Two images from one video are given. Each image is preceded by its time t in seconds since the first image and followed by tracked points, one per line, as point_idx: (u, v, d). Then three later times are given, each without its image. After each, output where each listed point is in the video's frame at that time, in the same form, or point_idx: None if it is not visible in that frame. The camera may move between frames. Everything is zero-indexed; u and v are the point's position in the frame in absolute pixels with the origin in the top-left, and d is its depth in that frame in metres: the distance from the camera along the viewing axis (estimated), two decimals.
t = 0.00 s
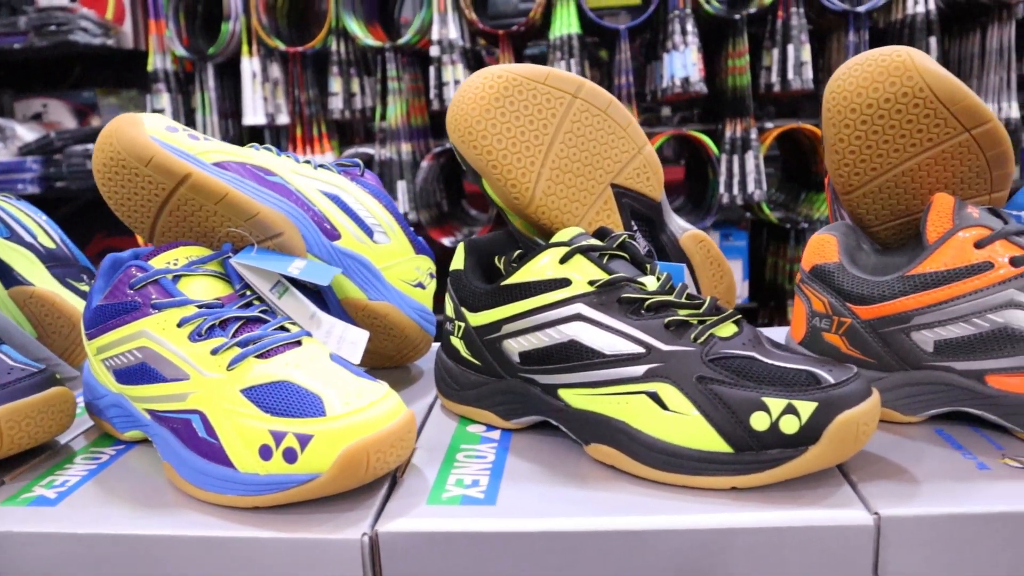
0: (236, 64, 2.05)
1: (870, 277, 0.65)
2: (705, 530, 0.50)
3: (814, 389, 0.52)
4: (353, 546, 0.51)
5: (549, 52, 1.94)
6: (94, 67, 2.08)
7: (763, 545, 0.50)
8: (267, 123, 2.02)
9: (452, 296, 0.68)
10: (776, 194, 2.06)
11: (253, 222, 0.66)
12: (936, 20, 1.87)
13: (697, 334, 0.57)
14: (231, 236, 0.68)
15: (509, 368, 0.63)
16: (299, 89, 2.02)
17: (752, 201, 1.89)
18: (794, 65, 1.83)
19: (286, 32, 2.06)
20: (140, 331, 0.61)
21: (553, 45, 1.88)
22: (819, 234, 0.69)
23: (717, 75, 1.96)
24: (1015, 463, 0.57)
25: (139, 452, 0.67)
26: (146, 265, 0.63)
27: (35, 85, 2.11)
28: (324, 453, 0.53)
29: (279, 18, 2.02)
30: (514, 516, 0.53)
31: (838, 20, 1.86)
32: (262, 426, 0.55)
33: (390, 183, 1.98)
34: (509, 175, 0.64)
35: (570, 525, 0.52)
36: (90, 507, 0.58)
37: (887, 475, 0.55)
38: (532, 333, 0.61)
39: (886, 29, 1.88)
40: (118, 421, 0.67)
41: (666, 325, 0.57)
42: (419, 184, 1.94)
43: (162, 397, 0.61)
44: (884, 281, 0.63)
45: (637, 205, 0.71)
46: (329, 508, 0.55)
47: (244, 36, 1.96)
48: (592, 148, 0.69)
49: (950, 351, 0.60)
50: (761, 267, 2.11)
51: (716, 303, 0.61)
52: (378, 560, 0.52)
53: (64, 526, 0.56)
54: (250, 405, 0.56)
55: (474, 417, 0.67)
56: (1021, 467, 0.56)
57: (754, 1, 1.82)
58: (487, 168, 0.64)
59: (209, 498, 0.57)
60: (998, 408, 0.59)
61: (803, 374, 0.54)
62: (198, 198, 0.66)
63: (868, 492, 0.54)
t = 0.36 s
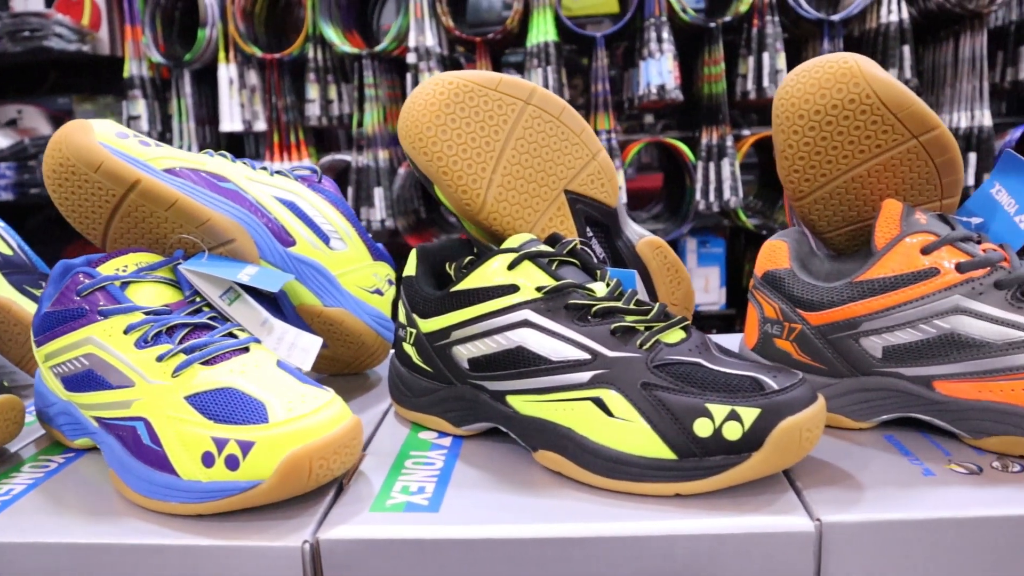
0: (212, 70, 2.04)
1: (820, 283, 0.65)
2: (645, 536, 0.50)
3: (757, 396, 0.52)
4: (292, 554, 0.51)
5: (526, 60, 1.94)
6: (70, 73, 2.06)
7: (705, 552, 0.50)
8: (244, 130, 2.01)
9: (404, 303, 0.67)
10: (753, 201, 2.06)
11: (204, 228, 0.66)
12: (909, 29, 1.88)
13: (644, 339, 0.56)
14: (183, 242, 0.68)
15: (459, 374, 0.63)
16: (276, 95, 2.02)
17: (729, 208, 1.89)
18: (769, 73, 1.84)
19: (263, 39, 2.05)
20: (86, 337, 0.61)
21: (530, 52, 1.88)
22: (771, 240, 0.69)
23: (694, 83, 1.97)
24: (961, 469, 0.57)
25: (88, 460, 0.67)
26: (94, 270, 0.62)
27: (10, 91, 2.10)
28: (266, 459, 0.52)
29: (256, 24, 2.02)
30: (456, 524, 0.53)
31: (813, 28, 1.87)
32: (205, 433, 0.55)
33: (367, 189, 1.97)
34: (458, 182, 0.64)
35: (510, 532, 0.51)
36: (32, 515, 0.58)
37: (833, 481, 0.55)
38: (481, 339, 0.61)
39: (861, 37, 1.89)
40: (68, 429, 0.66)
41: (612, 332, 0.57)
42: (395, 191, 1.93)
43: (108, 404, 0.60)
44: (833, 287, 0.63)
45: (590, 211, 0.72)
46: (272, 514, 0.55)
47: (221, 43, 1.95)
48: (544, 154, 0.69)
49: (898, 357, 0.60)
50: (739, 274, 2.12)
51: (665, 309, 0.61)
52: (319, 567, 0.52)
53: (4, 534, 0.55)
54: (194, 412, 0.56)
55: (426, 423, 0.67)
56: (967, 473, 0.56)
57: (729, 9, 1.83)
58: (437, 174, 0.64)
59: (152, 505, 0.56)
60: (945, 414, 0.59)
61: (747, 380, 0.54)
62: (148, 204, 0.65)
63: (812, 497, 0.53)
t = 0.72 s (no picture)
0: (197, 75, 2.04)
1: (774, 285, 0.65)
2: (589, 538, 0.50)
3: (703, 397, 0.52)
4: (235, 555, 0.51)
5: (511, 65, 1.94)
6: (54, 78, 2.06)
7: (648, 554, 0.50)
8: (229, 135, 2.00)
9: (361, 306, 0.67)
10: (737, 207, 2.06)
11: (160, 230, 0.66)
12: (892, 36, 1.89)
13: (592, 341, 0.56)
14: (140, 244, 0.68)
15: (413, 377, 0.63)
16: (261, 100, 2.02)
17: (712, 214, 1.89)
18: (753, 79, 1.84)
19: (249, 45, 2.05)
20: (37, 339, 0.61)
21: (515, 58, 1.88)
22: (729, 242, 0.69)
23: (678, 89, 1.97)
24: (911, 471, 0.57)
25: (42, 463, 0.66)
26: (46, 272, 0.62)
27: None
28: (211, 460, 0.52)
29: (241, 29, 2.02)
30: (402, 525, 0.52)
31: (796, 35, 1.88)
32: (151, 434, 0.55)
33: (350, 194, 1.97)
34: (413, 184, 0.64)
35: (454, 534, 0.51)
36: None
37: (782, 483, 0.55)
38: (433, 341, 0.61)
39: (844, 44, 1.90)
40: (21, 432, 0.66)
41: (561, 333, 0.57)
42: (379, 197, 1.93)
43: (58, 406, 0.60)
44: (785, 289, 0.63)
45: (550, 213, 0.72)
46: (218, 516, 0.55)
47: (205, 48, 1.95)
48: (502, 156, 0.69)
49: (850, 360, 0.60)
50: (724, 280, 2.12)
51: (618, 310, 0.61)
52: (264, 568, 0.52)
53: None
54: (142, 413, 0.56)
55: (382, 426, 0.66)
56: (916, 475, 0.56)
57: (712, 15, 1.84)
58: (392, 177, 0.64)
59: (99, 508, 0.56)
60: (898, 416, 0.60)
61: (695, 382, 0.54)
62: (104, 206, 0.65)
63: (759, 499, 0.53)
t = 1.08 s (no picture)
0: (192, 77, 2.04)
1: (741, 286, 0.65)
2: (545, 540, 0.49)
3: (663, 398, 0.52)
4: (191, 555, 0.50)
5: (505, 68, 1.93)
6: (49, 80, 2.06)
7: (605, 557, 0.49)
8: (223, 137, 2.00)
9: (329, 306, 0.67)
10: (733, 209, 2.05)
11: (127, 231, 0.66)
12: (886, 39, 1.89)
13: (554, 342, 0.56)
14: (109, 245, 0.68)
15: (379, 377, 0.63)
16: (255, 102, 2.02)
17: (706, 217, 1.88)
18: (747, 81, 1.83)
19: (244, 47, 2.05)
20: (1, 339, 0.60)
21: (509, 60, 1.88)
22: (698, 243, 0.69)
23: (673, 91, 1.96)
24: (876, 474, 0.56)
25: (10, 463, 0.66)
26: (12, 273, 0.62)
27: None
28: (169, 461, 0.52)
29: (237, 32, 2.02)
30: (360, 527, 0.52)
31: (790, 37, 1.87)
32: (111, 434, 0.54)
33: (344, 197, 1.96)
34: (381, 185, 0.64)
35: (411, 535, 0.51)
36: None
37: (743, 486, 0.55)
38: (398, 342, 0.60)
39: (839, 46, 1.89)
40: None
41: (524, 334, 0.57)
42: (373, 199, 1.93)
43: (21, 406, 0.60)
44: (753, 291, 0.63)
45: (521, 214, 0.73)
46: (178, 517, 0.55)
47: (199, 50, 1.96)
48: (471, 157, 0.70)
49: (817, 361, 0.60)
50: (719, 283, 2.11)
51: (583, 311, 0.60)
52: (220, 569, 0.51)
53: None
54: (103, 413, 0.56)
55: (350, 427, 0.66)
56: (880, 478, 0.56)
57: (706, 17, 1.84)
58: (359, 177, 0.64)
59: (60, 508, 0.56)
60: (865, 418, 0.59)
61: (656, 383, 0.53)
62: (71, 207, 0.65)
63: (720, 501, 0.53)
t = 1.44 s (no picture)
0: (187, 77, 2.05)
1: (712, 285, 0.65)
2: (507, 539, 0.50)
3: (627, 398, 0.52)
4: (155, 553, 0.51)
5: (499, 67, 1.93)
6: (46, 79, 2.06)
7: (566, 557, 0.49)
8: (219, 136, 2.01)
9: (303, 305, 0.67)
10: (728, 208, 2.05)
11: (102, 230, 0.66)
12: (881, 37, 1.88)
13: (521, 342, 0.56)
14: (84, 245, 0.68)
15: (349, 377, 0.63)
16: (250, 102, 2.02)
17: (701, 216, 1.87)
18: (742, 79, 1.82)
19: (241, 47, 2.05)
20: None
21: (503, 60, 1.88)
22: (671, 242, 0.68)
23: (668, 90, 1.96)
24: (843, 474, 0.56)
25: None
26: None
27: None
28: (136, 460, 0.52)
29: (232, 32, 2.02)
30: (325, 526, 0.52)
31: (785, 36, 1.87)
32: (78, 433, 0.55)
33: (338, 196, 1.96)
34: (352, 185, 0.65)
35: (375, 535, 0.51)
36: None
37: (709, 486, 0.55)
38: (368, 341, 0.61)
39: (835, 45, 1.88)
40: None
41: (490, 333, 0.57)
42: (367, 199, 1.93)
43: None
44: (723, 290, 0.63)
45: (495, 213, 0.74)
46: (145, 514, 0.55)
47: (195, 50, 1.96)
48: (444, 156, 0.70)
49: (786, 361, 0.60)
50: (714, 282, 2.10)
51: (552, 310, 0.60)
52: (184, 567, 0.52)
53: None
54: (70, 413, 0.56)
55: (322, 426, 0.67)
56: (848, 478, 0.56)
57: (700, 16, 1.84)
58: (331, 177, 0.65)
59: (28, 506, 0.56)
60: (834, 418, 0.59)
61: (620, 382, 0.53)
62: (45, 207, 0.64)
63: (685, 501, 0.53)
